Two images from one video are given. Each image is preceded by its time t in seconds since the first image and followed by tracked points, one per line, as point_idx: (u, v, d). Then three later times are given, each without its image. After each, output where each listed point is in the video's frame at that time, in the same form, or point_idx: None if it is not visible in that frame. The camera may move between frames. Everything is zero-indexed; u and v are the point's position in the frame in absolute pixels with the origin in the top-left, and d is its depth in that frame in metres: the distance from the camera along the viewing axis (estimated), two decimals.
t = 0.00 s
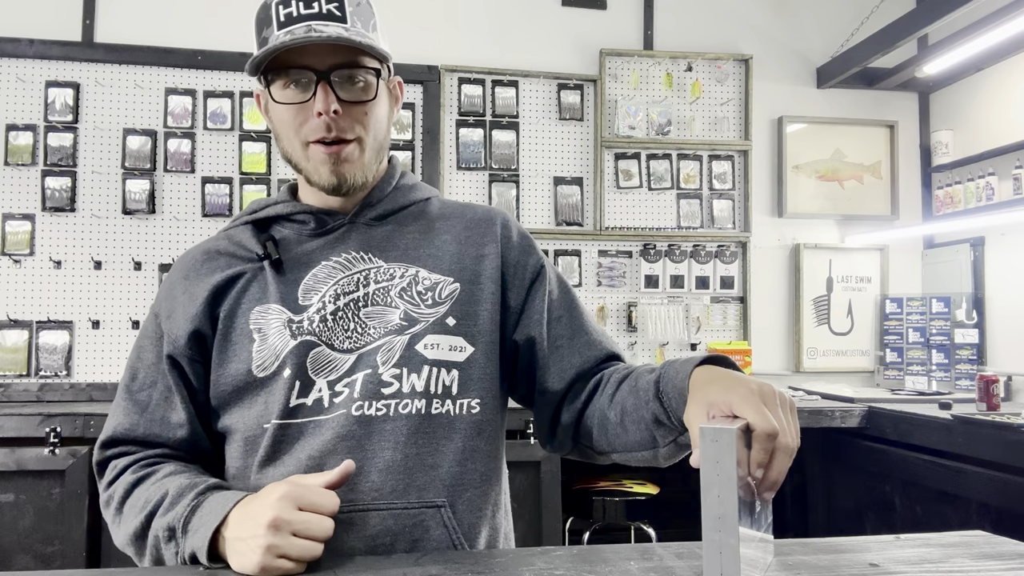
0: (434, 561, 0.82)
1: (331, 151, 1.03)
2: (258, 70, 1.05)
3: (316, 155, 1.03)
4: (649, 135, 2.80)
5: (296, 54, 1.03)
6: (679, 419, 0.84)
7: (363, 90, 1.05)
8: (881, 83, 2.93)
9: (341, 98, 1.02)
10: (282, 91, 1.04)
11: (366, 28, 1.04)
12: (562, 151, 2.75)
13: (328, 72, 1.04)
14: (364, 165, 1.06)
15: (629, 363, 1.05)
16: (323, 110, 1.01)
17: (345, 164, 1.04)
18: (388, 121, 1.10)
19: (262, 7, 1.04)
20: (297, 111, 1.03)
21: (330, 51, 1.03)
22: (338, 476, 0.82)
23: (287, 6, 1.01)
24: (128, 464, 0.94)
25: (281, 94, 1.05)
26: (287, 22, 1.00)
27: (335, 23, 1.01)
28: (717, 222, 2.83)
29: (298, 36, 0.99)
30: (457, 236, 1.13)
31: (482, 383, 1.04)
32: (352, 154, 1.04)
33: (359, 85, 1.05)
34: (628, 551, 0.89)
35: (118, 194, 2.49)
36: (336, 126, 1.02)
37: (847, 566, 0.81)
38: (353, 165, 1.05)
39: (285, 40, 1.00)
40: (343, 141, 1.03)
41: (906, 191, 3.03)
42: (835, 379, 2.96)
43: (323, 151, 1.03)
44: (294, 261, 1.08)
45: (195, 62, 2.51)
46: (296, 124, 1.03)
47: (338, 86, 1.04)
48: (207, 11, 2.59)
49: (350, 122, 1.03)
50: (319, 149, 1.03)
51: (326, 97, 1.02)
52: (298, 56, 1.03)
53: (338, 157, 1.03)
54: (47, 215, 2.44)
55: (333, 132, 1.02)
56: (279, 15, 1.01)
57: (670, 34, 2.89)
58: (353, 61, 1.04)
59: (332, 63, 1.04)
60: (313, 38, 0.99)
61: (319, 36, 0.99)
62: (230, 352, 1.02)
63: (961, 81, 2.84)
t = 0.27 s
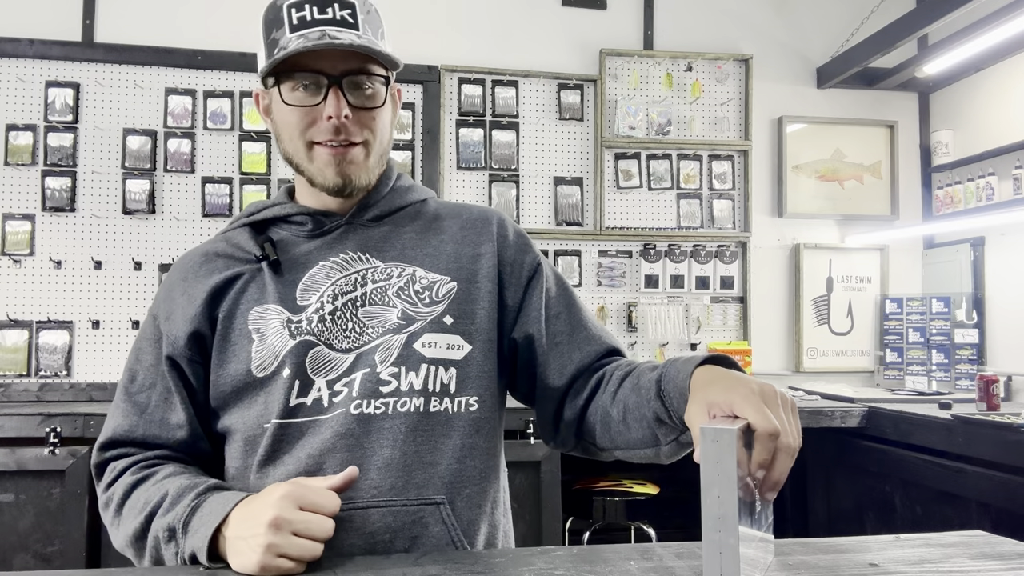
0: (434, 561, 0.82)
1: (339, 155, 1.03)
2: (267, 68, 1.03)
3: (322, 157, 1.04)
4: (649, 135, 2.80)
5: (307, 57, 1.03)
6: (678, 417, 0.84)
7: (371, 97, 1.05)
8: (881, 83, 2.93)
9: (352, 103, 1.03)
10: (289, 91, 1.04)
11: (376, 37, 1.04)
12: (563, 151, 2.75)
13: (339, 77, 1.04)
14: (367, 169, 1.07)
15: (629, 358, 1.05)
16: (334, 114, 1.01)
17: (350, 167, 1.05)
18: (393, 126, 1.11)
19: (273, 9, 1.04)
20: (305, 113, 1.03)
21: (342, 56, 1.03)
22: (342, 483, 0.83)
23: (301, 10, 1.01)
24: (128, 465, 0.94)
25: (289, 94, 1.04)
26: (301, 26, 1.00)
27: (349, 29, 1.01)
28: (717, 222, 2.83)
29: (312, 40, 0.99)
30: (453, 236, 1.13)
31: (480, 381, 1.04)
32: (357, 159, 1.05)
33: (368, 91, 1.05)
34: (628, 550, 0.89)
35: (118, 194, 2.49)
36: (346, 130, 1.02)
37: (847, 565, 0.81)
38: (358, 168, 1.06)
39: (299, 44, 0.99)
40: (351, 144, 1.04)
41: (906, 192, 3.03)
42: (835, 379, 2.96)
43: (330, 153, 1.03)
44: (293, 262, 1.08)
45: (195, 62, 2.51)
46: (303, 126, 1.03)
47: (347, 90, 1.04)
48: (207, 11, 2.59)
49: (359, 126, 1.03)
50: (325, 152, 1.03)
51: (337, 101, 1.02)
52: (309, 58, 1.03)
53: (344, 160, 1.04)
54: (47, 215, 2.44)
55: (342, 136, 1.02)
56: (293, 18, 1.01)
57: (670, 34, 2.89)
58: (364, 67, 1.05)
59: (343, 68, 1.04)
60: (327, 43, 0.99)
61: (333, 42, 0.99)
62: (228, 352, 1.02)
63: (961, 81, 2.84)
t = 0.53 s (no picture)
0: (433, 560, 0.82)
1: (351, 153, 1.03)
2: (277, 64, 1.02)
3: (333, 156, 1.03)
4: (649, 135, 2.80)
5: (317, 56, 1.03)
6: (677, 416, 0.84)
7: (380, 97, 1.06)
8: (880, 83, 2.93)
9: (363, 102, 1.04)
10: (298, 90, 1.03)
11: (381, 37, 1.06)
12: (563, 151, 2.75)
13: (350, 76, 1.04)
14: (376, 169, 1.07)
15: (626, 353, 1.05)
16: (348, 112, 1.01)
17: (361, 166, 1.05)
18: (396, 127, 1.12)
19: (278, 7, 1.03)
20: (317, 111, 1.02)
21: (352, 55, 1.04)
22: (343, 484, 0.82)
23: (311, 9, 1.01)
24: (129, 469, 0.94)
25: (300, 92, 1.03)
26: (310, 24, 1.01)
27: (357, 28, 1.02)
28: (717, 222, 2.83)
29: (323, 38, 0.99)
30: (449, 236, 1.13)
31: (479, 380, 1.04)
32: (368, 159, 1.05)
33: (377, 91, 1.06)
34: (628, 550, 0.89)
35: (118, 194, 2.49)
36: (359, 129, 1.03)
37: (847, 565, 0.81)
38: (369, 167, 1.06)
39: (311, 41, 0.99)
40: (362, 143, 1.04)
41: (906, 192, 3.03)
42: (835, 379, 2.96)
43: (342, 151, 1.03)
44: (292, 263, 1.08)
45: (195, 62, 2.51)
46: (314, 124, 1.02)
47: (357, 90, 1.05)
48: (207, 11, 2.59)
49: (370, 125, 1.04)
50: (337, 151, 1.03)
51: (351, 100, 1.02)
52: (320, 56, 1.03)
53: (356, 159, 1.04)
54: (47, 215, 2.44)
55: (355, 134, 1.03)
56: (301, 17, 1.01)
57: (670, 34, 2.89)
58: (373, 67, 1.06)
59: (354, 67, 1.04)
60: (339, 41, 0.99)
61: (343, 40, 0.99)
62: (227, 354, 1.02)
63: (961, 81, 2.84)
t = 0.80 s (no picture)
0: (433, 560, 0.82)
1: (353, 152, 1.03)
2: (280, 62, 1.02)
3: (335, 155, 1.03)
4: (649, 135, 2.80)
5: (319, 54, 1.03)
6: (678, 417, 0.84)
7: (380, 97, 1.07)
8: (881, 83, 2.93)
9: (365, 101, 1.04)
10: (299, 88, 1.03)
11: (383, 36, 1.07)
12: (563, 151, 2.75)
13: (353, 75, 1.04)
14: (377, 169, 1.07)
15: (625, 353, 1.05)
16: (351, 111, 1.01)
17: (363, 165, 1.04)
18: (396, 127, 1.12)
19: (280, 6, 1.03)
20: (319, 109, 1.02)
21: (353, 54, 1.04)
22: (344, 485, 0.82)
23: (314, 8, 1.01)
24: (129, 469, 0.94)
25: (302, 89, 1.02)
26: (313, 23, 1.01)
27: (360, 28, 1.02)
28: (717, 222, 2.83)
29: (326, 36, 0.99)
30: (448, 237, 1.13)
31: (479, 380, 1.04)
32: (370, 159, 1.05)
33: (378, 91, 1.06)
34: (628, 550, 0.89)
35: (118, 194, 2.49)
36: (361, 128, 1.03)
37: (847, 565, 0.81)
38: (370, 167, 1.05)
39: (313, 39, 0.99)
40: (364, 142, 1.04)
41: (906, 192, 3.03)
42: (835, 379, 2.96)
43: (344, 151, 1.03)
44: (292, 264, 1.08)
45: (195, 62, 2.51)
46: (316, 123, 1.02)
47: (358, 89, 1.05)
48: (207, 11, 2.59)
49: (372, 125, 1.04)
50: (340, 150, 1.03)
51: (354, 99, 1.02)
52: (323, 54, 1.02)
53: (358, 158, 1.04)
54: (47, 215, 2.44)
55: (357, 133, 1.03)
56: (305, 16, 1.01)
57: (670, 34, 2.89)
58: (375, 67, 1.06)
59: (357, 67, 1.04)
60: (341, 40, 0.99)
61: (346, 39, 0.99)
62: (227, 355, 1.02)
63: (961, 81, 2.83)
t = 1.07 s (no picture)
0: (433, 560, 0.82)
1: (374, 164, 1.04)
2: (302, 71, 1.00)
3: (357, 167, 1.04)
4: (649, 135, 2.80)
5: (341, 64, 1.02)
6: (679, 414, 0.84)
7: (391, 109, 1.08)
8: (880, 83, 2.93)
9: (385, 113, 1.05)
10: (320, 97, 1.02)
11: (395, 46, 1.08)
12: (563, 151, 2.75)
13: (374, 87, 1.04)
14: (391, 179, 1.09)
15: (625, 349, 1.05)
16: (375, 124, 1.02)
17: (381, 177, 1.06)
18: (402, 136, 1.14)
19: (297, 13, 1.01)
20: (342, 121, 1.02)
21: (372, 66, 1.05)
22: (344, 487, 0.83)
23: (337, 19, 1.01)
24: (129, 470, 0.94)
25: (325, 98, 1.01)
26: (338, 35, 1.00)
27: (380, 41, 1.04)
28: (717, 222, 2.83)
29: (354, 51, 1.00)
30: (445, 237, 1.13)
31: (476, 379, 1.04)
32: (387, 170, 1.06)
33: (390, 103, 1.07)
34: (628, 550, 0.88)
35: (118, 195, 2.49)
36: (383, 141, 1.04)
37: (847, 565, 0.81)
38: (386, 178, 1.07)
39: (341, 54, 1.00)
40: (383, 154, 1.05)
41: (906, 192, 3.03)
42: (835, 379, 2.96)
43: (365, 162, 1.04)
44: (290, 265, 1.08)
45: (196, 62, 2.51)
46: (338, 134, 1.02)
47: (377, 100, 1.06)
48: (207, 11, 2.59)
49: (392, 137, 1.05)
50: (361, 162, 1.04)
51: (378, 113, 1.03)
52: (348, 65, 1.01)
53: (378, 170, 1.05)
54: (47, 215, 2.44)
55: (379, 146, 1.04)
56: (328, 27, 1.00)
57: (670, 34, 2.89)
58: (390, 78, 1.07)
59: (378, 79, 1.04)
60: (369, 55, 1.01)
61: (373, 54, 1.01)
62: (226, 356, 1.02)
63: (961, 81, 2.83)
